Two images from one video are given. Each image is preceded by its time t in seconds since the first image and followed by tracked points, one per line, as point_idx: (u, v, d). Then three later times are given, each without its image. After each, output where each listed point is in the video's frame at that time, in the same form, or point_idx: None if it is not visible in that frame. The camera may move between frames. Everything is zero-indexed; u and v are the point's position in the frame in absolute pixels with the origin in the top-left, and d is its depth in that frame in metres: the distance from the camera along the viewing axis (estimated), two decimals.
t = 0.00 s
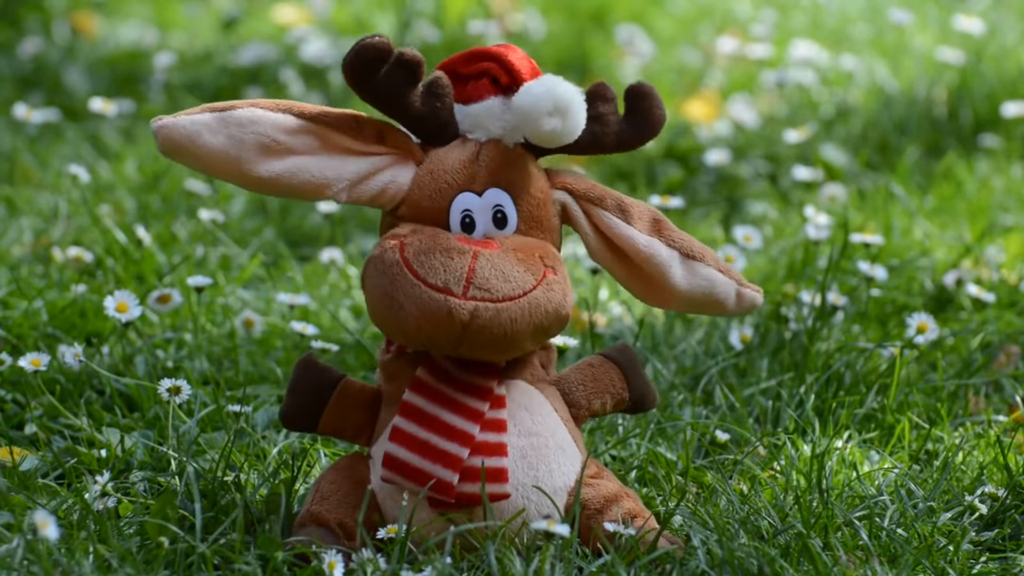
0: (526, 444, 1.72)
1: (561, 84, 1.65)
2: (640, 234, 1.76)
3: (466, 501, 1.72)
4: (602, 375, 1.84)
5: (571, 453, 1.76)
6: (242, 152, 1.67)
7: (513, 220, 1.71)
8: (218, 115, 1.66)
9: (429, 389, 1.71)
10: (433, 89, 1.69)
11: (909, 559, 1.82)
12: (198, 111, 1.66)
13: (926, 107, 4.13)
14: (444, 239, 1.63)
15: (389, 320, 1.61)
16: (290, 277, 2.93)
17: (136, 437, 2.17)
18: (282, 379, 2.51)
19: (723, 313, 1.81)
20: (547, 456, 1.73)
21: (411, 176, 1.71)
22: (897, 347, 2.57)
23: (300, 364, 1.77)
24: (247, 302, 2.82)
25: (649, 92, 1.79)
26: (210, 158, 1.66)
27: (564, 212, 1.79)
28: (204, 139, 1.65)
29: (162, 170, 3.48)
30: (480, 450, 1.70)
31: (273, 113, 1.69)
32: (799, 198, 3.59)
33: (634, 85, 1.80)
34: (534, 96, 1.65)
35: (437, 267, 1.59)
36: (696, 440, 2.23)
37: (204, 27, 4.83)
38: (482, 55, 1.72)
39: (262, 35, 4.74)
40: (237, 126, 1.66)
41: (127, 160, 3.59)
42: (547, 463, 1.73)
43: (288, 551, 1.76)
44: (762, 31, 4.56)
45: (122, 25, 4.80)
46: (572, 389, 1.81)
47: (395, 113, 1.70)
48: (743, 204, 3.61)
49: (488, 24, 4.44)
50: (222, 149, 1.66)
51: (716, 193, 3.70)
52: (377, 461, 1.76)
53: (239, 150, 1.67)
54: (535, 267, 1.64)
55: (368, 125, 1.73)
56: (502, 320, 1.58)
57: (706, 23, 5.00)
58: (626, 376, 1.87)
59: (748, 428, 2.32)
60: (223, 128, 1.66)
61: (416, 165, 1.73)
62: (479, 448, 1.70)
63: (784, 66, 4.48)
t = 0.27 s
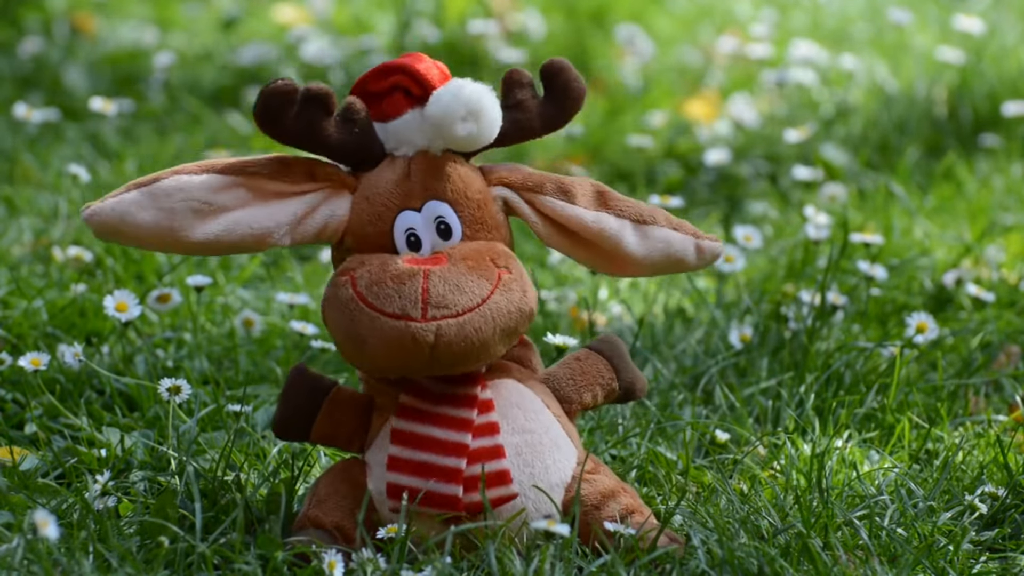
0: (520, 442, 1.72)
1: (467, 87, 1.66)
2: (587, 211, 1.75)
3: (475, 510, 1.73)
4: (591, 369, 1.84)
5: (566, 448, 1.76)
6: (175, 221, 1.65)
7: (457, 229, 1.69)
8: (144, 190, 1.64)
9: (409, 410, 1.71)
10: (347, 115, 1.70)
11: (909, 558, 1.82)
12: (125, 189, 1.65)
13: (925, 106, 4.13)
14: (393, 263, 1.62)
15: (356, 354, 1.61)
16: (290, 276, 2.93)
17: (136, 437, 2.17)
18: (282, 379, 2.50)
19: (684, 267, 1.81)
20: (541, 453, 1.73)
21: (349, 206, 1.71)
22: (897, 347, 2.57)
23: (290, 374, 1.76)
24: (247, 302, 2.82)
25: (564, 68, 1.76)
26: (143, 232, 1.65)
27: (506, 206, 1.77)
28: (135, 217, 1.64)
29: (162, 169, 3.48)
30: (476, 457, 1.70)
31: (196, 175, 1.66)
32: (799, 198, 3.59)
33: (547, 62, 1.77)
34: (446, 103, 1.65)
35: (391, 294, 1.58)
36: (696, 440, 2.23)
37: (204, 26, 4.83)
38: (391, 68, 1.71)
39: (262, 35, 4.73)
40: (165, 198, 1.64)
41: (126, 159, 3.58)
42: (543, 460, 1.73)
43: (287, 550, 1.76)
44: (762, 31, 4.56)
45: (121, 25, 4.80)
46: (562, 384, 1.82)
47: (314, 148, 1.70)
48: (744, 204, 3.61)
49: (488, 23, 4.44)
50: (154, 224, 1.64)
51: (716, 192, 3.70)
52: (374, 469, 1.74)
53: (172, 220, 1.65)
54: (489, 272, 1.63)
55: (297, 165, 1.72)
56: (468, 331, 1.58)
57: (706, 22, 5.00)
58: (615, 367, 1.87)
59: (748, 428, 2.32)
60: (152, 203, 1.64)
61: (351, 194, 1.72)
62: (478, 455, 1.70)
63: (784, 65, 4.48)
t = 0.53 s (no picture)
0: (520, 439, 1.72)
1: (477, 66, 1.64)
2: (595, 201, 1.75)
3: (471, 497, 1.71)
4: (590, 366, 1.85)
5: (564, 446, 1.76)
6: (185, 189, 1.64)
7: (465, 210, 1.70)
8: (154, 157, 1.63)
9: (409, 389, 1.71)
10: (359, 94, 1.70)
11: (910, 559, 1.82)
12: (135, 156, 1.64)
13: (925, 107, 4.13)
14: (400, 238, 1.62)
15: (360, 326, 1.61)
16: (290, 276, 2.93)
17: (136, 437, 2.17)
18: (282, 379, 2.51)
19: (690, 267, 1.80)
20: (541, 450, 1.73)
21: (357, 184, 1.71)
22: (897, 346, 2.57)
23: (289, 373, 1.77)
24: (247, 302, 2.82)
25: (575, 58, 1.75)
26: (152, 199, 1.63)
27: (515, 193, 1.77)
28: (146, 182, 1.62)
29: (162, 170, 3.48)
30: (478, 443, 1.69)
31: (206, 145, 1.66)
32: (799, 198, 3.59)
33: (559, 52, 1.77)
34: (455, 84, 1.64)
35: (397, 267, 1.58)
36: (696, 440, 2.23)
37: (204, 26, 4.83)
38: (403, 51, 1.71)
39: (262, 35, 4.73)
40: (176, 164, 1.63)
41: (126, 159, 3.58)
42: (542, 457, 1.73)
43: (287, 550, 1.76)
44: (762, 30, 4.56)
45: (121, 25, 4.80)
46: (562, 382, 1.82)
47: (325, 125, 1.70)
48: (744, 204, 3.61)
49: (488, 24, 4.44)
50: (163, 190, 1.63)
51: (716, 192, 3.70)
52: (373, 465, 1.74)
53: (182, 188, 1.64)
54: (495, 251, 1.63)
55: (306, 142, 1.72)
56: (473, 308, 1.58)
57: (706, 23, 5.00)
58: (614, 366, 1.87)
59: (748, 428, 2.32)
60: (162, 169, 1.63)
61: (359, 172, 1.72)
62: (478, 441, 1.69)
63: (784, 65, 4.48)
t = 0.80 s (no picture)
0: (528, 444, 1.72)
1: (613, 105, 1.68)
2: (673, 265, 1.76)
3: (462, 497, 1.71)
4: (607, 377, 1.85)
5: (573, 454, 1.76)
6: (290, 124, 1.66)
7: (549, 231, 1.71)
8: (271, 84, 1.65)
9: (445, 386, 1.70)
10: (488, 90, 1.68)
11: (909, 559, 1.82)
12: (251, 78, 1.66)
13: (925, 107, 4.13)
14: (481, 240, 1.63)
15: (414, 308, 1.59)
16: (290, 277, 2.93)
17: (136, 437, 2.17)
18: (282, 379, 2.51)
19: (743, 356, 1.80)
20: (549, 456, 1.73)
21: (454, 173, 1.70)
22: (897, 347, 2.57)
23: (309, 355, 1.76)
24: (247, 302, 2.82)
25: (698, 123, 1.79)
26: (257, 125, 1.65)
27: (599, 232, 1.79)
28: (254, 107, 1.64)
29: (162, 170, 3.48)
30: (481, 446, 1.69)
31: (324, 90, 1.68)
32: (799, 198, 3.59)
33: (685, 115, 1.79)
34: (589, 112, 1.66)
35: (472, 266, 1.58)
36: (696, 440, 2.23)
37: (204, 26, 4.83)
38: (538, 63, 1.72)
39: (262, 35, 4.73)
40: (289, 98, 1.65)
41: (127, 160, 3.58)
42: (549, 463, 1.73)
43: (287, 550, 1.75)
44: (762, 30, 4.56)
45: (121, 25, 4.80)
46: (577, 391, 1.82)
47: (446, 108, 1.70)
48: (744, 204, 3.61)
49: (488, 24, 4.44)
50: (271, 118, 1.65)
51: (715, 193, 3.70)
52: (378, 459, 1.76)
53: (288, 122, 1.66)
54: (566, 281, 1.65)
55: (420, 117, 1.72)
56: (528, 329, 1.59)
57: (706, 23, 5.00)
58: (632, 379, 1.88)
59: (747, 428, 2.32)
60: (274, 97, 1.65)
61: (459, 163, 1.72)
62: (480, 444, 1.69)
63: (784, 65, 4.48)
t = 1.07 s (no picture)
0: (529, 443, 1.72)
1: (625, 101, 1.68)
2: (676, 263, 1.76)
3: (462, 494, 1.71)
4: (608, 378, 1.85)
5: (573, 453, 1.76)
6: (300, 114, 1.66)
7: (553, 227, 1.71)
8: (282, 72, 1.65)
9: (450, 381, 1.70)
10: (497, 84, 1.69)
11: (909, 559, 1.82)
12: (261, 66, 1.65)
13: (925, 107, 4.13)
14: (482, 232, 1.63)
15: (416, 302, 1.59)
16: (290, 277, 2.93)
17: (136, 437, 2.17)
18: (282, 379, 2.51)
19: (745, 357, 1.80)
20: (549, 455, 1.73)
21: (460, 166, 1.71)
22: (898, 347, 2.57)
23: (310, 352, 1.76)
24: (247, 302, 2.82)
25: (708, 127, 1.79)
26: (267, 113, 1.65)
27: (604, 228, 1.79)
28: (266, 95, 1.64)
29: (162, 169, 3.48)
30: (482, 444, 1.69)
31: (334, 79, 1.67)
32: (799, 198, 3.59)
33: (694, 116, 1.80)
34: (600, 107, 1.67)
35: (473, 258, 1.58)
36: (696, 440, 2.23)
37: (204, 26, 4.83)
38: (549, 60, 1.73)
39: (262, 35, 4.73)
40: (300, 87, 1.65)
41: (127, 160, 3.58)
42: (550, 462, 1.73)
43: (287, 549, 1.75)
44: (762, 31, 4.56)
45: (121, 25, 4.80)
46: (578, 390, 1.82)
47: (456, 101, 1.70)
48: (744, 204, 3.61)
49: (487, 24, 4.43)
50: (281, 107, 1.65)
51: (715, 193, 3.70)
52: (378, 457, 1.77)
53: (298, 112, 1.65)
54: (568, 276, 1.64)
55: (427, 109, 1.72)
56: (529, 322, 1.58)
57: (706, 23, 5.00)
58: (632, 381, 1.87)
59: (747, 428, 2.32)
60: (285, 87, 1.65)
61: (466, 157, 1.72)
62: (482, 443, 1.69)
63: (783, 65, 4.48)
